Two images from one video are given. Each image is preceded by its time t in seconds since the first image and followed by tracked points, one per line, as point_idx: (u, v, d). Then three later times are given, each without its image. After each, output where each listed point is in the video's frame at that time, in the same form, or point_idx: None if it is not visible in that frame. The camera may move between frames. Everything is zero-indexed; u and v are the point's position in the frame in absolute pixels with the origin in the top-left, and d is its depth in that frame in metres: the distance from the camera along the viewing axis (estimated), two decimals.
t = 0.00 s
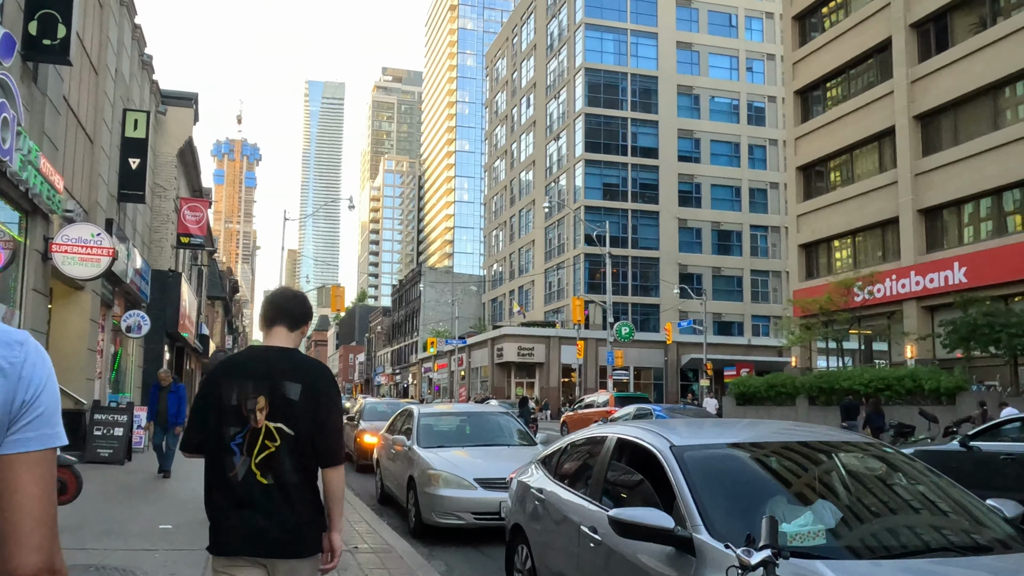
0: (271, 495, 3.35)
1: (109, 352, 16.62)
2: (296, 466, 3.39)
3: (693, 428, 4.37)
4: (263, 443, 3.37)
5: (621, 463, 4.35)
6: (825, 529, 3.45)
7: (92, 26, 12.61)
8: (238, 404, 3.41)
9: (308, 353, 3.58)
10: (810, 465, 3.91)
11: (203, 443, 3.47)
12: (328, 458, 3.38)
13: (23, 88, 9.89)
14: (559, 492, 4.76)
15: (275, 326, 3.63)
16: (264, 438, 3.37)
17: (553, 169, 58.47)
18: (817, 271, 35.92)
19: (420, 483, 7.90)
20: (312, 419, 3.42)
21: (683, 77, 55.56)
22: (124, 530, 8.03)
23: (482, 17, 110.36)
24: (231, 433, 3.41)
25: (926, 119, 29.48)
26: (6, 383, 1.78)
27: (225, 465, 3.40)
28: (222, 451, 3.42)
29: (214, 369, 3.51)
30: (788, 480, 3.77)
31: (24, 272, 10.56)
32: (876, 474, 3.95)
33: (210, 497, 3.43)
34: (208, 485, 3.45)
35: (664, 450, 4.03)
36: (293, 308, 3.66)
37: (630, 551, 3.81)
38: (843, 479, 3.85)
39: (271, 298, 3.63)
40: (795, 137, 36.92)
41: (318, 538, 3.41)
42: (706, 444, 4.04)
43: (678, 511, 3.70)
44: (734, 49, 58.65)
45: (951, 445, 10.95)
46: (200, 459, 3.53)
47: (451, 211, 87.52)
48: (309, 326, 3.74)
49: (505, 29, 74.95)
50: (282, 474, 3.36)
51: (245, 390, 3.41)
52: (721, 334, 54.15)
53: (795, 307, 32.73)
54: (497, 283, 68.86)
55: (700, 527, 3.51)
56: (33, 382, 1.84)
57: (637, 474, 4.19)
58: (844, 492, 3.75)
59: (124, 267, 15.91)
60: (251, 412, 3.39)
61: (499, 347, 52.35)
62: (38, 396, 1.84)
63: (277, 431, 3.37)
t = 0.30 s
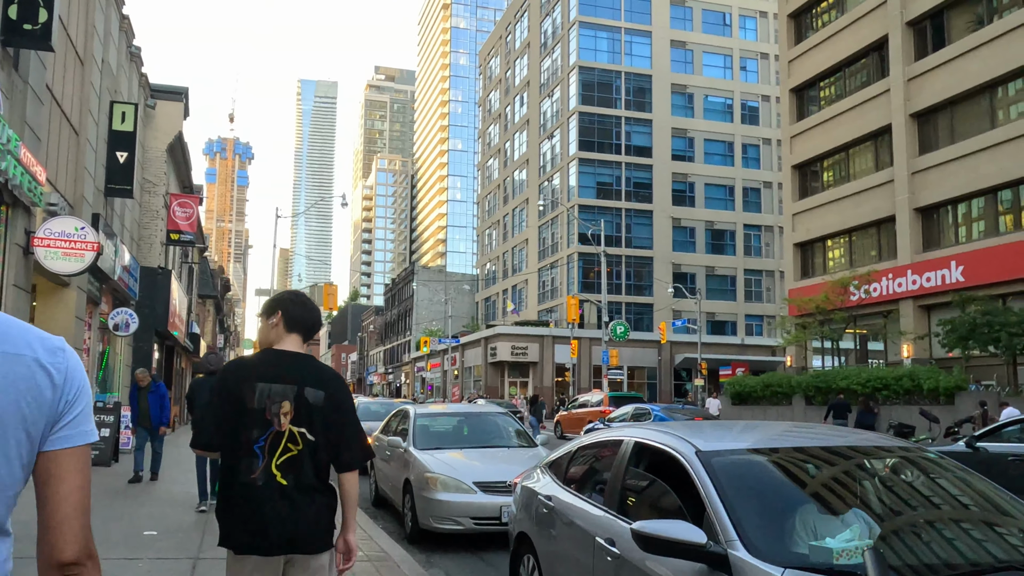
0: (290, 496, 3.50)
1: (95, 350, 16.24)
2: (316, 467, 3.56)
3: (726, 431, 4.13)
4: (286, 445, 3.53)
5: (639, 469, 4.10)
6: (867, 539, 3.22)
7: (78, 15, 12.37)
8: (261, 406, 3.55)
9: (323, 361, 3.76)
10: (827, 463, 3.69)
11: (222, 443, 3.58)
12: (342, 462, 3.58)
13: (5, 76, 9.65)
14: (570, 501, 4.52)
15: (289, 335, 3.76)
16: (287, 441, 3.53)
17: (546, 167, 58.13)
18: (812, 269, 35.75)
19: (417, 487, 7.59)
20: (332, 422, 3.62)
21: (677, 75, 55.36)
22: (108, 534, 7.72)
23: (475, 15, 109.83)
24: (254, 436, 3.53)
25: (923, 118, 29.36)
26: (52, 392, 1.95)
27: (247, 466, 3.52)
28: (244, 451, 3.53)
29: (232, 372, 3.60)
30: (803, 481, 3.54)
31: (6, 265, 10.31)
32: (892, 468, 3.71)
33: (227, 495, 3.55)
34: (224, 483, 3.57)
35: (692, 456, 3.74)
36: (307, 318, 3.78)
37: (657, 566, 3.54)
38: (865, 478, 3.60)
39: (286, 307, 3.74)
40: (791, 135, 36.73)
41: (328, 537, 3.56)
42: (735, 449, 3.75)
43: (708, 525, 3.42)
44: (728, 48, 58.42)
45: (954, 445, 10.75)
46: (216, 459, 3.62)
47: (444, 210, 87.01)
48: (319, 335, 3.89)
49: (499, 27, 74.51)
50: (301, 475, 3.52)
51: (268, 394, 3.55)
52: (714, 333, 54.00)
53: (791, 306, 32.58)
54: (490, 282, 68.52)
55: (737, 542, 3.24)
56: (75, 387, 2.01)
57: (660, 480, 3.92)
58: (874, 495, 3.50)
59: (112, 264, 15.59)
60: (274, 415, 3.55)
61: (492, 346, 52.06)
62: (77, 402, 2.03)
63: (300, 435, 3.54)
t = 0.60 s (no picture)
0: (277, 500, 3.24)
1: (78, 346, 15.83)
2: (302, 471, 3.31)
3: (754, 435, 3.76)
4: (271, 447, 3.28)
5: (658, 473, 3.82)
6: (929, 553, 2.91)
7: None
8: (247, 408, 3.28)
9: (306, 362, 3.50)
10: (846, 461, 3.42)
11: (207, 447, 3.28)
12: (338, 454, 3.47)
13: None
14: (579, 508, 4.23)
15: (266, 335, 3.49)
16: (273, 443, 3.28)
17: (537, 164, 57.82)
18: (805, 265, 35.58)
19: (411, 490, 7.25)
20: (321, 423, 3.41)
21: (668, 71, 55.17)
22: (83, 542, 7.34)
23: (465, 12, 109.33)
24: (242, 438, 3.26)
25: (917, 113, 29.16)
26: (25, 413, 1.94)
27: (231, 468, 3.26)
28: (229, 455, 3.26)
29: (213, 374, 3.32)
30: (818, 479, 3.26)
31: None
32: (902, 460, 3.46)
33: (210, 503, 3.27)
34: (209, 490, 3.29)
35: (720, 459, 3.42)
36: (284, 317, 3.51)
37: None
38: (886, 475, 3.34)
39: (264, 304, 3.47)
40: (783, 131, 36.56)
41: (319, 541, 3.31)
42: (764, 453, 3.43)
43: (745, 539, 3.09)
44: (719, 44, 58.26)
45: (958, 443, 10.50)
46: (199, 466, 3.32)
47: (434, 207, 86.62)
48: (294, 332, 3.60)
49: (489, 22, 74.09)
50: (286, 477, 3.27)
51: (254, 396, 3.29)
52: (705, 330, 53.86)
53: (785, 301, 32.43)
54: (481, 278, 68.25)
55: (781, 562, 2.90)
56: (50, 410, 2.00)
57: (684, 486, 3.61)
58: (910, 498, 3.21)
59: (94, 258, 15.19)
60: (260, 417, 3.29)
61: (483, 343, 51.77)
62: (53, 419, 2.02)
63: (287, 436, 3.30)
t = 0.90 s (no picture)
0: (244, 491, 3.31)
1: (59, 343, 15.41)
2: (269, 461, 3.38)
3: (778, 434, 3.50)
4: (236, 441, 3.34)
5: (684, 479, 3.53)
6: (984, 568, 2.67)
7: None
8: (208, 403, 3.35)
9: (267, 354, 3.56)
10: (883, 465, 3.13)
11: (173, 442, 3.35)
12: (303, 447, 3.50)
13: None
14: (592, 515, 3.98)
15: (230, 329, 3.56)
16: (237, 436, 3.35)
17: (528, 160, 57.40)
18: (797, 262, 35.45)
19: (405, 492, 6.97)
20: (285, 415, 3.46)
21: (659, 67, 54.88)
22: (57, 547, 6.95)
23: (456, 8, 108.79)
24: (204, 433, 3.33)
25: (911, 108, 29.07)
26: None
27: (196, 463, 3.33)
28: (192, 449, 3.34)
29: (177, 369, 3.39)
30: (835, 475, 3.02)
31: None
32: (932, 459, 3.21)
33: (179, 498, 3.34)
34: (176, 485, 3.35)
35: (759, 463, 3.11)
36: (247, 311, 3.58)
37: None
38: (914, 471, 3.10)
39: (225, 300, 3.54)
40: (777, 127, 36.40)
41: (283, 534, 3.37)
42: (797, 457, 3.12)
43: (793, 555, 2.78)
44: (711, 41, 58.03)
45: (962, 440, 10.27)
46: (166, 460, 3.39)
47: (424, 204, 86.02)
48: (260, 327, 3.68)
49: (480, 18, 73.56)
50: (254, 470, 3.33)
51: (215, 390, 3.36)
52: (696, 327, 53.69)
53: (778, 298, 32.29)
54: (471, 276, 67.80)
55: None
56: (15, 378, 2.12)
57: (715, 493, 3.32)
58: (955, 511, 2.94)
59: (77, 252, 14.80)
60: (223, 411, 3.36)
61: (474, 341, 51.35)
62: (14, 391, 2.10)
63: (250, 429, 3.36)
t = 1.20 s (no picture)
0: (222, 503, 3.17)
1: (41, 340, 15.01)
2: (247, 472, 3.23)
3: (822, 447, 3.17)
4: (213, 451, 3.18)
5: (723, 493, 3.23)
6: None
7: None
8: (184, 413, 3.19)
9: (250, 365, 3.38)
10: (944, 480, 2.80)
11: (148, 452, 3.21)
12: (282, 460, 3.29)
13: None
14: (614, 529, 3.69)
15: (213, 340, 3.38)
16: (213, 446, 3.18)
17: (521, 157, 57.08)
18: (792, 261, 35.27)
19: (401, 498, 6.66)
20: (263, 427, 3.28)
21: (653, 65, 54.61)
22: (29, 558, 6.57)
23: (448, 5, 108.34)
24: (178, 443, 3.19)
25: (908, 105, 28.84)
26: None
27: (173, 474, 3.18)
28: (168, 458, 3.19)
29: (155, 379, 3.24)
30: (878, 485, 2.72)
31: None
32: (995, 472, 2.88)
33: (153, 510, 3.19)
34: (151, 497, 3.20)
35: (815, 478, 2.78)
36: (230, 319, 3.41)
37: None
38: (982, 490, 2.76)
39: (207, 308, 3.37)
40: (771, 125, 36.17)
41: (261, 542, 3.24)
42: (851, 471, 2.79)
43: None
44: (704, 38, 57.77)
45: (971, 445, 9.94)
46: (142, 469, 3.25)
47: (416, 201, 85.53)
48: (246, 337, 3.51)
49: (472, 14, 73.11)
50: (233, 480, 3.18)
51: (191, 398, 3.20)
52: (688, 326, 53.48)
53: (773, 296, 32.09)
54: (463, 273, 67.42)
55: None
56: None
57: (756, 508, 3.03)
58: None
59: (60, 246, 14.43)
60: (200, 421, 3.19)
61: (466, 338, 51.00)
62: None
63: (227, 439, 3.19)
